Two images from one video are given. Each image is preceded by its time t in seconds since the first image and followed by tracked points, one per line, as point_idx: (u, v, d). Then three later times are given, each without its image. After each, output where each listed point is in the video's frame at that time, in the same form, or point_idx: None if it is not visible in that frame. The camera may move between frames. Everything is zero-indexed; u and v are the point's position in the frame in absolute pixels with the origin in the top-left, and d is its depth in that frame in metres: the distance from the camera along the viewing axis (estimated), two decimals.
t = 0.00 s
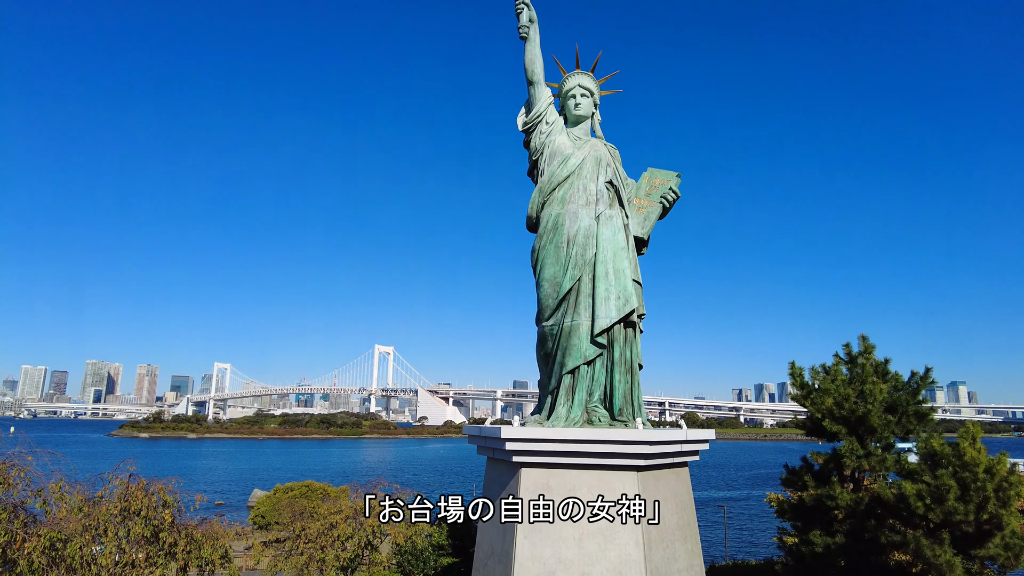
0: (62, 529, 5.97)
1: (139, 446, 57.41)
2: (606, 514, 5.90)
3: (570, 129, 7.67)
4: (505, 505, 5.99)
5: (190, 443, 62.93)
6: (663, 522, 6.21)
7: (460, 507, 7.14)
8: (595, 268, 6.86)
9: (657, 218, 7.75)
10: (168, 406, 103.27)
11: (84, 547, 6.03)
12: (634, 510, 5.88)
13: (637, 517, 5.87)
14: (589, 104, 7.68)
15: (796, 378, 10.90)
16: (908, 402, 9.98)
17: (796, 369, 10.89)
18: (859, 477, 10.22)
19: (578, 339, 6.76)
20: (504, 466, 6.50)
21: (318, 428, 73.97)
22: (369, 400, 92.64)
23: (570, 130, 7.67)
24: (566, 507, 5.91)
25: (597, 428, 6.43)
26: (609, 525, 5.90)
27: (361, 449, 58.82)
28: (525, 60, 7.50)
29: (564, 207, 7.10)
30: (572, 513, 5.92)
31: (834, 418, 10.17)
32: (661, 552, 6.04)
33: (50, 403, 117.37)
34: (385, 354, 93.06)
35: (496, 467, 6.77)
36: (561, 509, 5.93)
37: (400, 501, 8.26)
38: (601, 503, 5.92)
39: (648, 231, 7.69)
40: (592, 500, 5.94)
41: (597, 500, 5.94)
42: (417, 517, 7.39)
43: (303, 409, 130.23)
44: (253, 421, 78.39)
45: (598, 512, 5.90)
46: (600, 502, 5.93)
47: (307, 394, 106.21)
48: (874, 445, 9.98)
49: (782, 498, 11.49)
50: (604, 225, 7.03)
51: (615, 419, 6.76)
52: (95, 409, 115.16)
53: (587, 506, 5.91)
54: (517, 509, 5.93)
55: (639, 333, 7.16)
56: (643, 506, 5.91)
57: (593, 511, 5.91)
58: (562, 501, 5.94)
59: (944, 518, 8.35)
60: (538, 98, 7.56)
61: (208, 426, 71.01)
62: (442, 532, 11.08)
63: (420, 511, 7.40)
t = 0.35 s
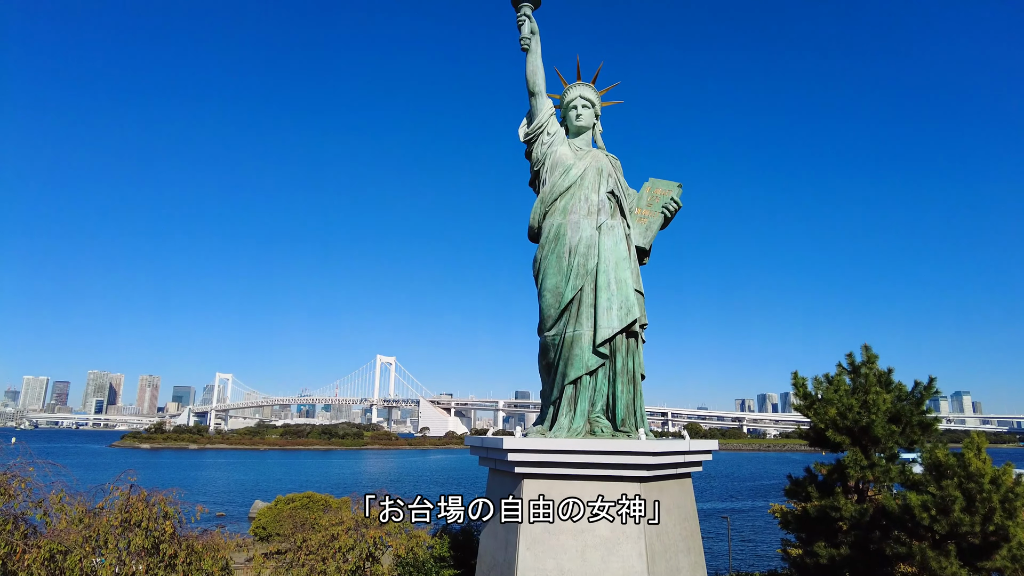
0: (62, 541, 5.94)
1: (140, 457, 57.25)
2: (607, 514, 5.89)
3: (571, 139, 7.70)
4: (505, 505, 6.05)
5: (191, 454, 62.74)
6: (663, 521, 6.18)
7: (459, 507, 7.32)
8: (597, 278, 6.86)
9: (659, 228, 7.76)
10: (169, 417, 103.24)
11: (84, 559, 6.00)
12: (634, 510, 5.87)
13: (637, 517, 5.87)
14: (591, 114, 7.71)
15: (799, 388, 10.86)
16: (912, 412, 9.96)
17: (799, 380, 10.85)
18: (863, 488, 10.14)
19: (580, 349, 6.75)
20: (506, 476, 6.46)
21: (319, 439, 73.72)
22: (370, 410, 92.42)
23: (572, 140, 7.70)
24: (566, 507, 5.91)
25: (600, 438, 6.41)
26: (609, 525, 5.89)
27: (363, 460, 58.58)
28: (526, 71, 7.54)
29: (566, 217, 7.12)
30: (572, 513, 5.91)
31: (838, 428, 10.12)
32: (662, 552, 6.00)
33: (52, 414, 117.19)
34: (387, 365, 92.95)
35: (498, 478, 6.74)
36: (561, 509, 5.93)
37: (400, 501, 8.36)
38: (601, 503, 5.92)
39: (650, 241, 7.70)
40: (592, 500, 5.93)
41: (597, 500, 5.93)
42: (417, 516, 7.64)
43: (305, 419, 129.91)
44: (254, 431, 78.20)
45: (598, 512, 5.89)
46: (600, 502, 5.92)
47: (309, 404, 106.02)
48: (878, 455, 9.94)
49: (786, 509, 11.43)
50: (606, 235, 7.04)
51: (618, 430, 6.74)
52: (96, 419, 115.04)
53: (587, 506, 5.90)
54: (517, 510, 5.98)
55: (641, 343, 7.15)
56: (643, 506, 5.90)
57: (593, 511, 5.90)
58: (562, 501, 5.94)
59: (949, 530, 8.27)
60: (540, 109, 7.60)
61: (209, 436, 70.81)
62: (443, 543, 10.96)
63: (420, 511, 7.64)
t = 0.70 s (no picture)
0: (61, 554, 5.91)
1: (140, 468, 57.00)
2: (607, 514, 5.87)
3: (572, 150, 7.73)
4: (505, 505, 6.08)
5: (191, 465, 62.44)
6: (664, 522, 6.15)
7: (460, 507, 7.33)
8: (599, 288, 6.86)
9: (660, 238, 7.77)
10: (170, 428, 103.02)
11: (83, 571, 5.97)
12: (634, 510, 5.85)
13: (637, 517, 5.85)
14: (592, 125, 7.75)
15: (802, 399, 10.82)
16: (916, 422, 9.91)
17: (802, 390, 10.81)
18: (867, 499, 10.06)
19: (582, 360, 6.74)
20: (508, 488, 6.42)
21: (320, 450, 73.42)
22: (372, 421, 92.11)
23: (573, 151, 7.72)
24: (566, 507, 5.89)
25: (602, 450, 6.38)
26: (609, 526, 5.88)
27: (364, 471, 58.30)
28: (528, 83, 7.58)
29: (567, 227, 7.13)
30: (573, 513, 5.89)
31: (841, 439, 10.07)
32: (662, 553, 5.97)
33: (52, 425, 116.76)
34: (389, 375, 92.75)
35: (499, 490, 6.71)
36: (561, 509, 5.91)
37: (400, 501, 8.31)
38: (601, 503, 5.89)
39: (652, 251, 7.71)
40: (592, 500, 5.90)
41: (597, 500, 5.91)
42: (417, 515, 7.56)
43: (306, 430, 129.50)
44: (255, 442, 77.93)
45: (598, 512, 5.87)
46: (600, 502, 5.90)
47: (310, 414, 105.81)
48: (882, 466, 9.87)
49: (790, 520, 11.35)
50: (607, 245, 7.04)
51: (620, 441, 6.71)
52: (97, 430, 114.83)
53: (587, 506, 5.88)
54: (517, 509, 6.00)
55: (643, 354, 7.14)
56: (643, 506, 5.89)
57: (593, 511, 5.88)
58: (562, 501, 5.93)
59: (955, 542, 8.20)
60: (541, 120, 7.64)
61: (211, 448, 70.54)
62: (445, 555, 10.87)
63: (420, 511, 7.56)
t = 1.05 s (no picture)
0: (61, 566, 5.88)
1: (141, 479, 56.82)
2: (606, 514, 5.85)
3: (573, 161, 7.77)
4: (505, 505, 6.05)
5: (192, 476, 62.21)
6: (664, 523, 6.12)
7: (460, 507, 7.35)
8: (600, 298, 6.86)
9: (662, 248, 7.78)
10: (171, 439, 102.81)
11: None
12: (634, 510, 5.84)
13: (637, 518, 5.84)
14: (593, 137, 7.79)
15: (805, 409, 10.78)
16: (920, 433, 9.86)
17: (804, 401, 10.77)
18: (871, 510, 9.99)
19: (583, 370, 6.72)
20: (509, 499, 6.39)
21: (322, 462, 73.10)
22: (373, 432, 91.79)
23: (573, 162, 7.76)
24: (566, 507, 5.85)
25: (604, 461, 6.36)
26: (609, 525, 5.87)
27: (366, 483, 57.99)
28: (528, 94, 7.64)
29: (568, 237, 7.15)
30: (572, 513, 5.87)
31: (844, 450, 10.01)
32: (664, 564, 5.95)
33: (54, 436, 116.54)
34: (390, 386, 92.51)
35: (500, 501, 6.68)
36: (561, 509, 5.88)
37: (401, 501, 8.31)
38: (601, 503, 5.86)
39: (653, 261, 7.72)
40: (592, 500, 5.86)
41: (596, 500, 5.87)
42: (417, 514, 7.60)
43: (307, 442, 129.07)
44: (256, 454, 77.65)
45: (598, 512, 5.85)
46: (599, 502, 5.86)
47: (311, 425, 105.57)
48: (886, 477, 9.81)
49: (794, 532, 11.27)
50: (609, 256, 7.05)
51: (622, 452, 6.69)
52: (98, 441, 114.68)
53: (587, 507, 5.85)
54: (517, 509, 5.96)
55: (645, 364, 7.13)
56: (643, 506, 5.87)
57: (593, 511, 5.86)
58: (562, 501, 5.88)
59: (961, 554, 8.11)
60: (542, 132, 7.68)
61: (212, 459, 70.28)
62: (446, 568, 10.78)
63: (420, 511, 7.58)
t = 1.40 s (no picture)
0: None
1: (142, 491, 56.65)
2: (606, 514, 5.83)
3: (574, 172, 7.80)
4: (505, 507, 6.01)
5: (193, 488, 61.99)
6: (664, 524, 6.11)
7: (461, 507, 7.37)
8: (601, 309, 6.86)
9: (663, 259, 7.79)
10: (172, 450, 102.59)
11: None
12: (634, 510, 5.82)
13: (636, 517, 5.83)
14: (594, 147, 7.82)
15: (808, 420, 10.73)
16: (923, 444, 9.81)
17: (807, 411, 10.72)
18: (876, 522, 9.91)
19: (585, 381, 6.70)
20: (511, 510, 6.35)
21: (323, 473, 72.78)
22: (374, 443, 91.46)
23: (574, 173, 7.79)
24: (566, 507, 5.81)
25: (606, 472, 6.33)
26: (610, 525, 5.85)
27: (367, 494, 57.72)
28: (529, 106, 7.68)
29: (570, 248, 7.16)
30: (572, 513, 5.84)
31: (847, 460, 9.95)
32: None
33: (55, 448, 116.34)
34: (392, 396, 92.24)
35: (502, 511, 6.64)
36: (561, 509, 5.84)
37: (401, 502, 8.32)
38: (601, 502, 5.82)
39: (655, 271, 7.73)
40: (591, 500, 5.82)
41: (596, 499, 5.82)
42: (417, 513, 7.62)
43: (308, 453, 128.64)
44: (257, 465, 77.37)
45: (598, 512, 5.83)
46: (599, 502, 5.82)
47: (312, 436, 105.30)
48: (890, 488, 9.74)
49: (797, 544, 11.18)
50: (610, 266, 7.05)
51: (624, 463, 6.66)
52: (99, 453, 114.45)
53: (587, 507, 5.81)
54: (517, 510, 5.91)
55: (647, 375, 7.11)
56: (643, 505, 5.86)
57: (593, 511, 5.83)
58: (562, 501, 5.82)
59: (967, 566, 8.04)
60: (543, 143, 7.72)
61: (213, 471, 70.07)
62: None
63: (420, 510, 7.60)
